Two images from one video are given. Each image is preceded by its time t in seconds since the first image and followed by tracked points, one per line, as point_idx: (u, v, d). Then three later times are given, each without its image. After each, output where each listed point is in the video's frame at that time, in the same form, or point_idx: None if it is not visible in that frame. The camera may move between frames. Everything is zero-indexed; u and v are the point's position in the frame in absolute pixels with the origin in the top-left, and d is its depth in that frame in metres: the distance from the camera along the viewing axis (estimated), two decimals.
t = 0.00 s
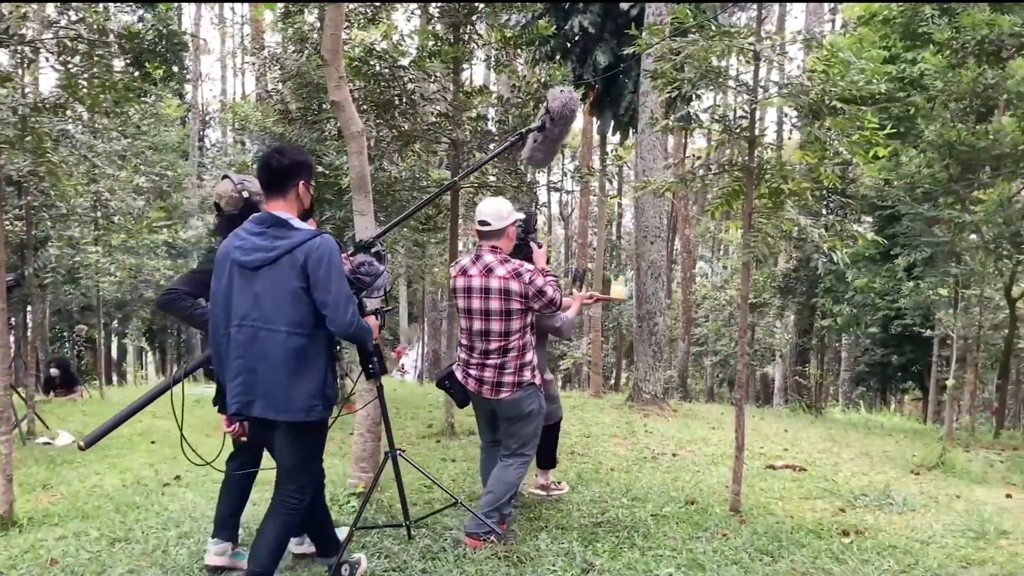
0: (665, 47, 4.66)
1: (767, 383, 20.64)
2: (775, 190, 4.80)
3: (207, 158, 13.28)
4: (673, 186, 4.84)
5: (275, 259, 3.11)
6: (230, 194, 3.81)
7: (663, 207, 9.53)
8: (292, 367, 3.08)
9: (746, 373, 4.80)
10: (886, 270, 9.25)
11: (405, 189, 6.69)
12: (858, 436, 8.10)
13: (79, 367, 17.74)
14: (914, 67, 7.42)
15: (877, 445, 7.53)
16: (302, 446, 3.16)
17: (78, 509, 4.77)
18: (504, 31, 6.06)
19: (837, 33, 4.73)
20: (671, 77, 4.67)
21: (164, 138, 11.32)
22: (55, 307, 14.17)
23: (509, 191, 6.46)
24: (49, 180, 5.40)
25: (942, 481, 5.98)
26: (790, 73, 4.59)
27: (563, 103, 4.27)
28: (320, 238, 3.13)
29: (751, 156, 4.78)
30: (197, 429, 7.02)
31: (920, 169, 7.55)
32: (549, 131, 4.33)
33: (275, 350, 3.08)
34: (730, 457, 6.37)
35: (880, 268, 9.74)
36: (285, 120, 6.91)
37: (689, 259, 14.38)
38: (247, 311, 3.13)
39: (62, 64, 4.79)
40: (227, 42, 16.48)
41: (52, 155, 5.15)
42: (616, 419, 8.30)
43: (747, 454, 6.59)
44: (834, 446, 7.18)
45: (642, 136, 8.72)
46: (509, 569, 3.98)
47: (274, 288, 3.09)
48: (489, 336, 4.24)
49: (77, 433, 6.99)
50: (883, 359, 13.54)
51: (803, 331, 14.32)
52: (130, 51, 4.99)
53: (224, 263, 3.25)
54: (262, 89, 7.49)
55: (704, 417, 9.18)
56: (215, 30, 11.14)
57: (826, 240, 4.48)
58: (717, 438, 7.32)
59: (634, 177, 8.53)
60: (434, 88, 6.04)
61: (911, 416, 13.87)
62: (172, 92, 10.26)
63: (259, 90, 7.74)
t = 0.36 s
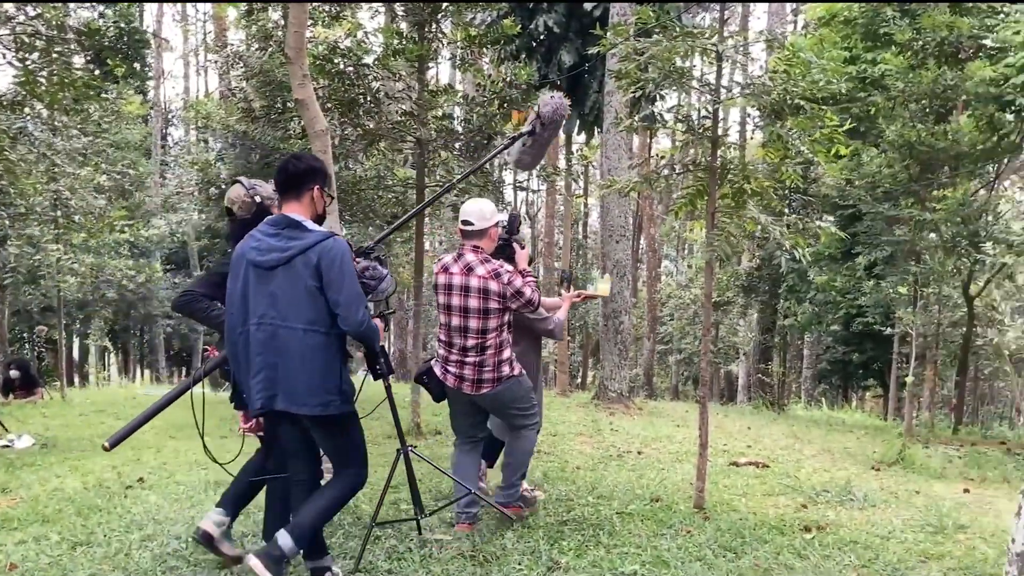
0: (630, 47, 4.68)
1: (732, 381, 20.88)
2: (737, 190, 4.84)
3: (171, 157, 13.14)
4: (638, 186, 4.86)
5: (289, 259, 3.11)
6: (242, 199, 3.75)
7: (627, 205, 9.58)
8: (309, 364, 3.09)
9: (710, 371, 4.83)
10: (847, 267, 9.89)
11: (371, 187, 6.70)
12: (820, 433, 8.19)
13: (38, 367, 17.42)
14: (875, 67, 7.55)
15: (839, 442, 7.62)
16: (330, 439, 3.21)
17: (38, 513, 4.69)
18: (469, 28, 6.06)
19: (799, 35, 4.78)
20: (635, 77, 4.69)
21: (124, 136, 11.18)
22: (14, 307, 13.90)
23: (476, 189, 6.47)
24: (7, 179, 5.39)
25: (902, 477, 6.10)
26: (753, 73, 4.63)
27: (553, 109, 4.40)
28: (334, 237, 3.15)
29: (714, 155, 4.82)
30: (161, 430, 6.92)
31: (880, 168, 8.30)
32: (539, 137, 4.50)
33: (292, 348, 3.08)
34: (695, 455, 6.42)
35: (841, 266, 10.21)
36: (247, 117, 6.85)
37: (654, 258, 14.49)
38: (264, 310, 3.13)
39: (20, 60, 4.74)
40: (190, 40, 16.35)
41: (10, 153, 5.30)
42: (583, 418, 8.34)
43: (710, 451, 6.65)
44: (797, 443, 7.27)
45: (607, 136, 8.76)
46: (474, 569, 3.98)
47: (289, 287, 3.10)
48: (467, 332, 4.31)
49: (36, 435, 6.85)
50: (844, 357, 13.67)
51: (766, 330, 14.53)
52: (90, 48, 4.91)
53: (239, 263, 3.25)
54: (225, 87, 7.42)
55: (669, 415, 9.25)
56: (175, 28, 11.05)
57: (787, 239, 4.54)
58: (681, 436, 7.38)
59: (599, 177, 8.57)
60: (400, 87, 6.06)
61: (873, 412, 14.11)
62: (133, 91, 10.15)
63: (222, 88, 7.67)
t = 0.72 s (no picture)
0: (597, 46, 4.70)
1: (702, 378, 21.03)
2: (705, 187, 4.87)
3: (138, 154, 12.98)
4: (607, 184, 4.88)
5: (296, 255, 3.26)
6: (246, 197, 4.00)
7: (596, 203, 9.59)
8: (311, 356, 3.25)
9: (678, 368, 4.85)
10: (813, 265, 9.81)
11: (338, 187, 6.36)
12: (787, 429, 8.26)
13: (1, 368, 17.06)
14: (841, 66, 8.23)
15: (806, 438, 7.69)
16: (331, 430, 3.41)
17: None
18: (437, 27, 6.13)
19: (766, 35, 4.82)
20: (603, 75, 4.71)
21: (87, 133, 11.02)
22: None
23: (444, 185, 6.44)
24: None
25: (868, 472, 6.18)
26: (721, 72, 4.65)
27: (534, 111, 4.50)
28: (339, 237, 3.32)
29: (682, 154, 4.82)
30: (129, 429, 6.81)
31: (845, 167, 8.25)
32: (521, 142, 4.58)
33: (295, 340, 3.24)
34: (664, 452, 6.46)
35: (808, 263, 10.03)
36: (214, 115, 6.82)
37: (624, 256, 14.56)
38: (268, 302, 3.27)
39: None
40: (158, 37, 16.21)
41: None
42: (553, 416, 8.35)
43: (678, 447, 6.68)
44: (764, 439, 7.32)
45: (576, 134, 8.81)
46: (443, 568, 3.95)
47: (295, 282, 3.25)
48: (470, 333, 4.44)
49: None
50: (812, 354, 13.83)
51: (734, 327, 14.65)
52: (52, 44, 4.85)
53: (243, 255, 3.37)
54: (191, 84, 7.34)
55: (638, 412, 9.29)
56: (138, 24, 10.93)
57: (754, 236, 4.59)
58: (650, 433, 7.42)
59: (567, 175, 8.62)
60: (367, 84, 5.99)
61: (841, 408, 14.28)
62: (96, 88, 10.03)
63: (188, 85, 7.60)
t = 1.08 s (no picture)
0: (569, 42, 4.67)
1: (674, 375, 21.19)
2: (676, 184, 4.89)
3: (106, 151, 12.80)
4: (578, 181, 4.88)
5: (324, 254, 3.32)
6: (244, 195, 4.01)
7: (569, 201, 9.62)
8: (334, 353, 3.30)
9: (651, 364, 4.86)
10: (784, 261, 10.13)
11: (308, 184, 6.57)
12: (758, 424, 8.31)
13: None
14: (811, 64, 8.41)
15: (776, 433, 7.75)
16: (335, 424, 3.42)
17: None
18: (408, 23, 6.00)
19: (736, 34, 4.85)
20: (575, 72, 4.70)
21: (52, 129, 10.84)
22: None
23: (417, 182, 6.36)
24: None
25: (838, 467, 6.25)
26: (692, 70, 4.67)
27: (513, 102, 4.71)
28: (365, 238, 3.39)
29: (654, 151, 4.83)
30: (97, 428, 6.70)
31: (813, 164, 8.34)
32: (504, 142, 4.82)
33: (319, 337, 3.29)
34: (636, 448, 6.48)
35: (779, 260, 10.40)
36: (183, 111, 6.86)
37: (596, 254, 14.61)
38: (293, 299, 3.30)
39: None
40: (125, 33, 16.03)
41: None
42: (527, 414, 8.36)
43: (651, 444, 6.71)
44: (735, 435, 7.37)
45: (547, 131, 8.83)
46: (417, 566, 3.92)
47: (322, 280, 3.30)
48: (473, 330, 4.62)
49: None
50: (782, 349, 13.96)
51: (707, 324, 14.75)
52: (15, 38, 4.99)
53: (268, 251, 3.39)
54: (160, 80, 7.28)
55: (610, 408, 9.32)
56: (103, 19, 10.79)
57: (725, 233, 4.61)
58: (623, 429, 7.45)
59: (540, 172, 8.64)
60: (339, 80, 5.98)
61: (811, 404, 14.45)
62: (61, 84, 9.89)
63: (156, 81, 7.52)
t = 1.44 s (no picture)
0: (543, 40, 4.67)
1: (651, 371, 21.31)
2: (652, 181, 4.90)
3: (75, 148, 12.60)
4: (554, 178, 4.87)
5: (351, 248, 3.46)
6: (240, 192, 3.96)
7: (545, 199, 9.64)
8: (365, 343, 3.44)
9: (627, 361, 4.86)
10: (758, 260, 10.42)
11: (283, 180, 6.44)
12: (733, 420, 8.34)
13: None
14: (784, 61, 8.30)
15: (750, 429, 7.78)
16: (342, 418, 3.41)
17: None
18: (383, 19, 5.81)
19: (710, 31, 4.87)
20: (550, 69, 4.70)
21: (20, 126, 10.65)
22: None
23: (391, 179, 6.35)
24: None
25: (813, 462, 6.31)
26: (667, 67, 4.68)
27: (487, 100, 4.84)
28: (389, 231, 3.54)
29: (629, 148, 4.84)
30: (69, 429, 6.59)
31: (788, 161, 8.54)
32: (489, 137, 4.85)
33: (351, 327, 3.43)
34: (613, 445, 6.49)
35: (753, 257, 10.80)
36: (156, 108, 6.90)
37: (572, 252, 14.64)
38: (324, 294, 3.45)
39: None
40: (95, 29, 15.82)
41: None
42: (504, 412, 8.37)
43: (627, 440, 6.74)
44: (711, 431, 7.40)
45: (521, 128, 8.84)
46: (392, 564, 3.88)
47: (351, 273, 3.45)
48: (458, 328, 4.64)
49: None
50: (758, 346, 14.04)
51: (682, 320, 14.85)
52: None
53: (297, 248, 3.54)
54: (132, 77, 7.21)
55: (587, 405, 9.34)
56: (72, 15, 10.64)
57: (701, 230, 4.63)
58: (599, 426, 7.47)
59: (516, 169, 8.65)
60: (313, 76, 5.93)
61: (786, 400, 14.59)
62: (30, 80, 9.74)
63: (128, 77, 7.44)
